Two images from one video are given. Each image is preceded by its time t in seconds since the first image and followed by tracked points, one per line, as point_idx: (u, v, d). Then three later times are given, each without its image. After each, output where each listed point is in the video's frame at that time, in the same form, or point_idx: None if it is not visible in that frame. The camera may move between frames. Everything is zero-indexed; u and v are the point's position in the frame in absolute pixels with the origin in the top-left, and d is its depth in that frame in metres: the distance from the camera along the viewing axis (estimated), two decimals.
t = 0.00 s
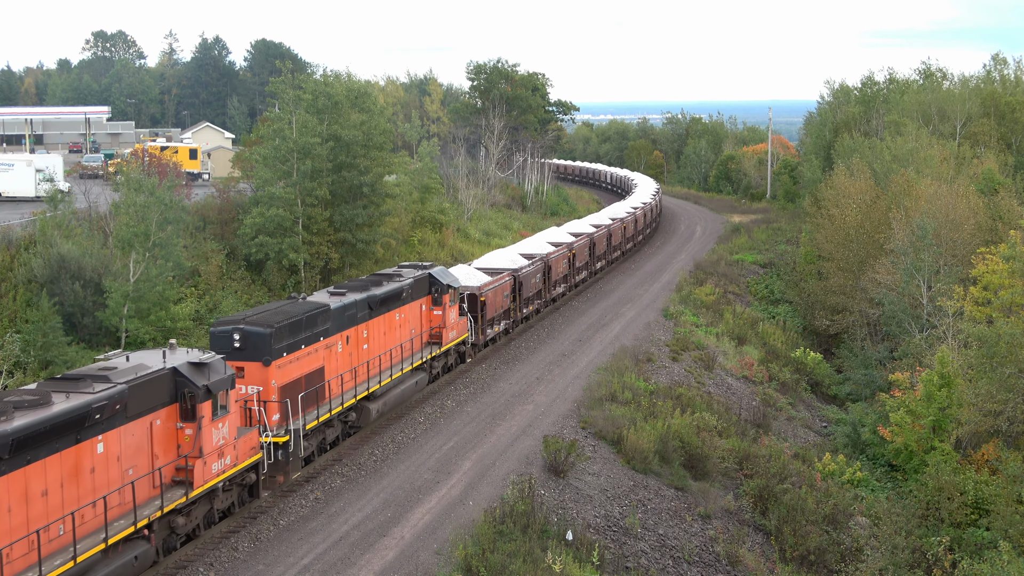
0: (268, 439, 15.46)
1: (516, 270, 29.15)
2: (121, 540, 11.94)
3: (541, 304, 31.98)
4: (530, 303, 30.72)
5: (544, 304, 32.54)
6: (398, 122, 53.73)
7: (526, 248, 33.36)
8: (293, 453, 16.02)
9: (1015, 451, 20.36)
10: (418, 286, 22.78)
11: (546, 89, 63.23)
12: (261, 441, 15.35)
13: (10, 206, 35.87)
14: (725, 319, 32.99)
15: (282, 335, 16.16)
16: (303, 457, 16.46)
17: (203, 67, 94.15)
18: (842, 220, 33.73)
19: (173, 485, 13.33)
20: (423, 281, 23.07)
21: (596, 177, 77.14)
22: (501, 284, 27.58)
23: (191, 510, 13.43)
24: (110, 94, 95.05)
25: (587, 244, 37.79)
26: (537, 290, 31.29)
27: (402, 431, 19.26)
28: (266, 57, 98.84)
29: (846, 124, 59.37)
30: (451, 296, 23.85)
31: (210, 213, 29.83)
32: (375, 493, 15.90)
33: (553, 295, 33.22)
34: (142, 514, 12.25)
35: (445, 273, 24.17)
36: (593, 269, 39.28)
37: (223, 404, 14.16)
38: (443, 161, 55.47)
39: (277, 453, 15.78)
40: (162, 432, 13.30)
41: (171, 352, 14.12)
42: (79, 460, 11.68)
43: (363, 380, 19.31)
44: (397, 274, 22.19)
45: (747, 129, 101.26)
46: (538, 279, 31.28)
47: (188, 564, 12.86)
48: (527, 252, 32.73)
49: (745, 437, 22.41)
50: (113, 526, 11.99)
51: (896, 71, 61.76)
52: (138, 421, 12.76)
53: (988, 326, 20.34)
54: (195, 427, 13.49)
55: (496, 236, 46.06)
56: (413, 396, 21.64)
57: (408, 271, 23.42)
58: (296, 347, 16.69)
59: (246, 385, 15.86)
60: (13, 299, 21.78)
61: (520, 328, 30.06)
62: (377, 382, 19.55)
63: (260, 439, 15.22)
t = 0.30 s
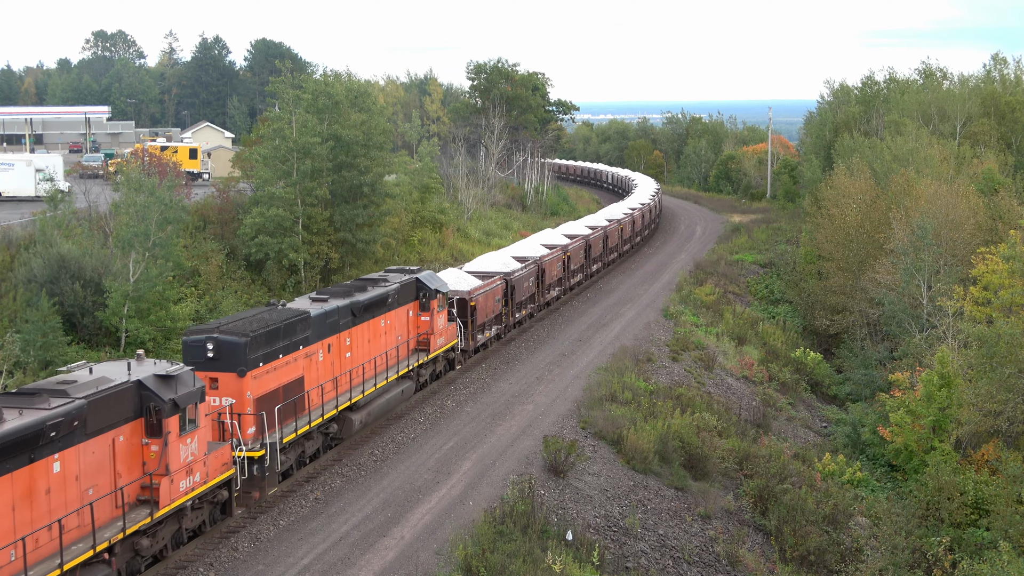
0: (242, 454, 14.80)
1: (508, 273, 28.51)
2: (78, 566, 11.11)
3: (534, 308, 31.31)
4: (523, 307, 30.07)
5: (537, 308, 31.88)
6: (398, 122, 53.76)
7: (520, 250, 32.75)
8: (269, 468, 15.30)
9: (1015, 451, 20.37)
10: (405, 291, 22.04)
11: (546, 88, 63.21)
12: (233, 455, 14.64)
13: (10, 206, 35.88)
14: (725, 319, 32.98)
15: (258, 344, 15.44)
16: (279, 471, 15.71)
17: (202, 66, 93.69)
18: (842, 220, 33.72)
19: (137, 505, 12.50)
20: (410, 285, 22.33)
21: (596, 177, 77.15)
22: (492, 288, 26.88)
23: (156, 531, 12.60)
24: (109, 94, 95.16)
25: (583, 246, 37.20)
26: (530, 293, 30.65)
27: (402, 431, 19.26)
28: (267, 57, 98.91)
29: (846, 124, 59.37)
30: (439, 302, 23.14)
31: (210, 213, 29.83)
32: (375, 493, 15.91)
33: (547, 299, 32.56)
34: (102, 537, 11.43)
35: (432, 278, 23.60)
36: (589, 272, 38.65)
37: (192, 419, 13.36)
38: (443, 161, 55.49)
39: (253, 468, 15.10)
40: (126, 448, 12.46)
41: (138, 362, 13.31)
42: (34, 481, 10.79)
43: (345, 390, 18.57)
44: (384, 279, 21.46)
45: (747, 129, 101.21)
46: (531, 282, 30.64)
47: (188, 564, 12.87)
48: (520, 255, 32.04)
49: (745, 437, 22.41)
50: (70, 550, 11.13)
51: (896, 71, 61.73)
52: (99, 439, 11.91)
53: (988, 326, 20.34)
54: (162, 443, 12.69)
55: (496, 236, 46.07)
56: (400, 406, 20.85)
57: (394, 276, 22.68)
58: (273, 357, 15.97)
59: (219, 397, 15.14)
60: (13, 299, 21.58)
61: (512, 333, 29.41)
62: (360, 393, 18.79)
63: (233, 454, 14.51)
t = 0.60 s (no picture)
0: (214, 469, 13.94)
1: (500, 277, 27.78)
2: None
3: (528, 312, 30.60)
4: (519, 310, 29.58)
5: (531, 312, 31.15)
6: (398, 122, 53.79)
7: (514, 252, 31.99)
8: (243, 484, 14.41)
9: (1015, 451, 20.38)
10: (391, 296, 21.16)
11: (546, 88, 63.21)
12: (203, 472, 13.83)
13: (10, 206, 35.90)
14: (725, 319, 32.97)
15: (233, 354, 14.57)
16: (255, 486, 14.91)
17: (202, 66, 93.62)
18: (842, 220, 33.73)
19: (97, 526, 11.76)
20: (397, 290, 21.43)
21: (596, 177, 77.17)
22: (484, 292, 26.14)
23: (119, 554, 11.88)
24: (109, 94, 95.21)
25: (578, 249, 36.46)
26: (524, 297, 29.91)
27: (402, 431, 19.24)
28: (267, 57, 98.98)
29: (846, 124, 59.39)
30: (428, 307, 22.28)
31: (210, 213, 29.85)
32: (375, 493, 15.90)
33: (542, 303, 31.82)
34: (57, 562, 10.71)
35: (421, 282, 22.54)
36: (585, 275, 37.92)
37: (157, 435, 12.61)
38: (443, 161, 55.52)
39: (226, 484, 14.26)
40: (85, 467, 11.71)
41: (102, 374, 12.61)
42: None
43: (326, 401, 17.67)
44: (369, 284, 20.58)
45: (747, 129, 101.20)
46: (525, 286, 29.90)
47: (188, 564, 12.86)
48: (513, 258, 31.32)
49: (745, 437, 22.40)
50: None
51: (896, 71, 61.76)
52: (54, 457, 11.17)
53: (988, 326, 20.34)
54: (124, 461, 11.94)
55: (496, 236, 46.07)
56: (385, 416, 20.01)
57: (381, 280, 21.75)
58: (249, 367, 15.09)
59: (190, 410, 14.27)
60: (13, 299, 21.67)
61: (504, 338, 28.69)
62: (342, 403, 17.93)
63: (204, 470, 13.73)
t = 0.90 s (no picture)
0: (182, 487, 13.18)
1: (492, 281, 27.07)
2: None
3: (520, 317, 29.86)
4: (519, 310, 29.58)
5: (524, 317, 30.40)
6: (398, 122, 53.81)
7: (506, 256, 31.23)
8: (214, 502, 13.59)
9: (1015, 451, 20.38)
10: (377, 302, 20.44)
11: (546, 88, 63.18)
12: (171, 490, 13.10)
13: (11, 206, 35.91)
14: (725, 319, 32.97)
15: (204, 365, 13.84)
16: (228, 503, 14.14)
17: (202, 66, 93.56)
18: (842, 220, 33.73)
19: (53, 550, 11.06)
20: (382, 296, 20.65)
21: (596, 177, 77.15)
22: (474, 297, 25.38)
23: None
24: (108, 93, 95.51)
25: (573, 251, 35.70)
26: (516, 302, 29.16)
27: (402, 431, 19.25)
28: (266, 57, 99.04)
29: (846, 124, 59.40)
30: (414, 313, 21.52)
31: (210, 213, 29.86)
32: (375, 493, 15.91)
33: (535, 307, 31.07)
34: None
35: (407, 287, 21.86)
36: (580, 279, 37.20)
37: (119, 452, 11.94)
38: (443, 161, 55.53)
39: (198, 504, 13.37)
40: (40, 488, 11.03)
41: (62, 389, 11.99)
42: None
43: (305, 413, 16.91)
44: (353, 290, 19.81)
45: (747, 129, 101.16)
46: (517, 290, 29.15)
47: (188, 564, 12.88)
48: (505, 262, 30.56)
49: (745, 437, 22.40)
50: None
51: (896, 71, 61.76)
52: (5, 479, 10.51)
53: (988, 326, 20.33)
54: (82, 480, 11.27)
55: (496, 236, 46.06)
56: (369, 426, 19.24)
57: (366, 286, 21.03)
58: (221, 379, 14.35)
59: (159, 424, 13.55)
60: (13, 299, 21.77)
61: (496, 343, 27.96)
62: (323, 414, 17.20)
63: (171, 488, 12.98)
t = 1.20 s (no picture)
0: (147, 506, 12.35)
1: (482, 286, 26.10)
2: None
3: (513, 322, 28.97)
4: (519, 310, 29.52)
5: (517, 322, 29.51)
6: (398, 122, 53.82)
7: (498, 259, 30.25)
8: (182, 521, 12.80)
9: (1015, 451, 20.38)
10: (360, 308, 19.63)
11: (545, 88, 63.18)
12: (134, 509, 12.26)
13: (11, 206, 35.92)
14: (725, 319, 32.95)
15: (172, 377, 13.04)
16: (198, 522, 13.41)
17: (202, 66, 93.66)
18: (842, 220, 33.72)
19: None
20: (366, 302, 19.82)
21: (596, 177, 77.11)
22: (464, 302, 24.46)
23: None
24: (109, 93, 95.73)
25: (568, 254, 34.83)
26: (509, 306, 28.25)
27: (402, 431, 19.24)
28: (267, 57, 99.20)
29: (846, 124, 59.40)
30: (400, 320, 20.70)
31: (210, 213, 29.86)
32: (375, 493, 15.89)
33: (528, 311, 30.16)
34: None
35: (393, 293, 20.96)
36: (576, 281, 36.36)
37: (76, 472, 11.07)
38: (443, 161, 55.53)
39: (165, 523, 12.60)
40: None
41: (16, 405, 11.06)
42: None
43: (281, 426, 16.08)
44: (335, 295, 18.99)
45: (747, 129, 101.10)
46: (510, 294, 28.24)
47: (188, 564, 12.87)
48: (497, 265, 29.62)
49: (745, 437, 22.40)
50: None
51: (896, 71, 61.75)
52: None
53: (988, 326, 20.31)
54: (35, 504, 10.41)
55: (496, 236, 46.05)
56: (350, 438, 18.46)
57: (349, 292, 20.21)
58: (191, 392, 13.54)
59: (124, 440, 12.73)
60: (13, 299, 21.79)
61: (487, 350, 27.08)
62: (301, 427, 16.42)
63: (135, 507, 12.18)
